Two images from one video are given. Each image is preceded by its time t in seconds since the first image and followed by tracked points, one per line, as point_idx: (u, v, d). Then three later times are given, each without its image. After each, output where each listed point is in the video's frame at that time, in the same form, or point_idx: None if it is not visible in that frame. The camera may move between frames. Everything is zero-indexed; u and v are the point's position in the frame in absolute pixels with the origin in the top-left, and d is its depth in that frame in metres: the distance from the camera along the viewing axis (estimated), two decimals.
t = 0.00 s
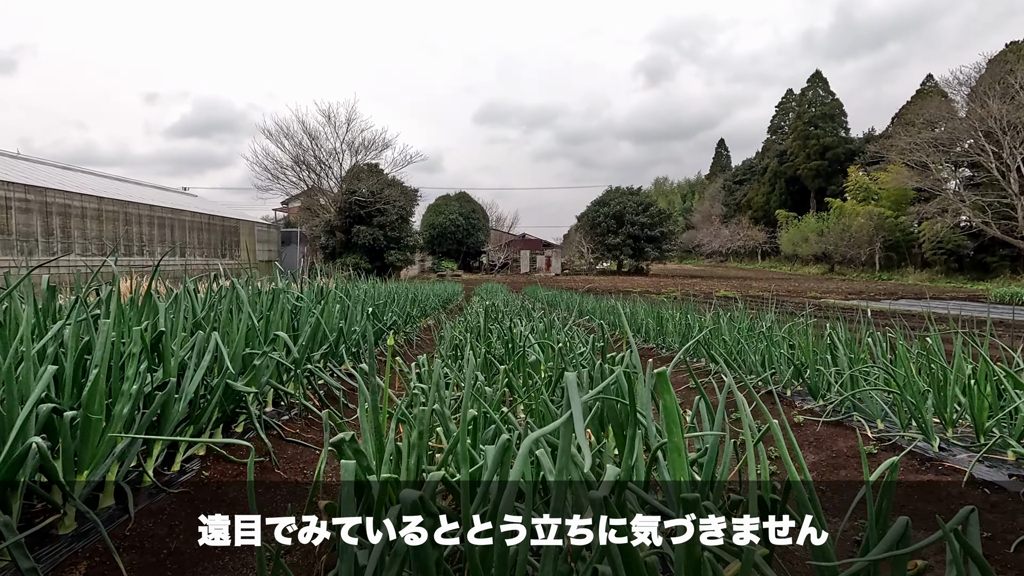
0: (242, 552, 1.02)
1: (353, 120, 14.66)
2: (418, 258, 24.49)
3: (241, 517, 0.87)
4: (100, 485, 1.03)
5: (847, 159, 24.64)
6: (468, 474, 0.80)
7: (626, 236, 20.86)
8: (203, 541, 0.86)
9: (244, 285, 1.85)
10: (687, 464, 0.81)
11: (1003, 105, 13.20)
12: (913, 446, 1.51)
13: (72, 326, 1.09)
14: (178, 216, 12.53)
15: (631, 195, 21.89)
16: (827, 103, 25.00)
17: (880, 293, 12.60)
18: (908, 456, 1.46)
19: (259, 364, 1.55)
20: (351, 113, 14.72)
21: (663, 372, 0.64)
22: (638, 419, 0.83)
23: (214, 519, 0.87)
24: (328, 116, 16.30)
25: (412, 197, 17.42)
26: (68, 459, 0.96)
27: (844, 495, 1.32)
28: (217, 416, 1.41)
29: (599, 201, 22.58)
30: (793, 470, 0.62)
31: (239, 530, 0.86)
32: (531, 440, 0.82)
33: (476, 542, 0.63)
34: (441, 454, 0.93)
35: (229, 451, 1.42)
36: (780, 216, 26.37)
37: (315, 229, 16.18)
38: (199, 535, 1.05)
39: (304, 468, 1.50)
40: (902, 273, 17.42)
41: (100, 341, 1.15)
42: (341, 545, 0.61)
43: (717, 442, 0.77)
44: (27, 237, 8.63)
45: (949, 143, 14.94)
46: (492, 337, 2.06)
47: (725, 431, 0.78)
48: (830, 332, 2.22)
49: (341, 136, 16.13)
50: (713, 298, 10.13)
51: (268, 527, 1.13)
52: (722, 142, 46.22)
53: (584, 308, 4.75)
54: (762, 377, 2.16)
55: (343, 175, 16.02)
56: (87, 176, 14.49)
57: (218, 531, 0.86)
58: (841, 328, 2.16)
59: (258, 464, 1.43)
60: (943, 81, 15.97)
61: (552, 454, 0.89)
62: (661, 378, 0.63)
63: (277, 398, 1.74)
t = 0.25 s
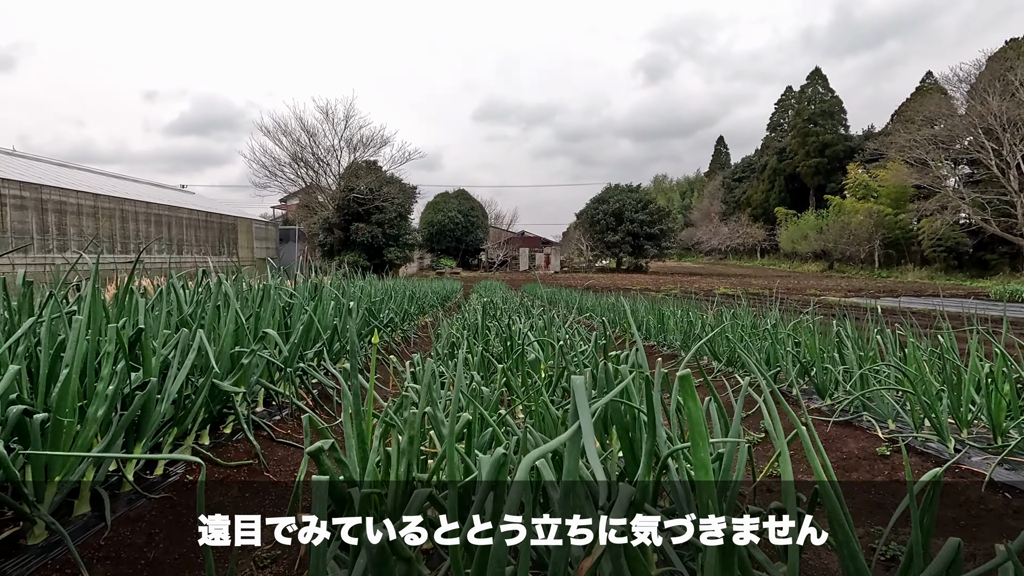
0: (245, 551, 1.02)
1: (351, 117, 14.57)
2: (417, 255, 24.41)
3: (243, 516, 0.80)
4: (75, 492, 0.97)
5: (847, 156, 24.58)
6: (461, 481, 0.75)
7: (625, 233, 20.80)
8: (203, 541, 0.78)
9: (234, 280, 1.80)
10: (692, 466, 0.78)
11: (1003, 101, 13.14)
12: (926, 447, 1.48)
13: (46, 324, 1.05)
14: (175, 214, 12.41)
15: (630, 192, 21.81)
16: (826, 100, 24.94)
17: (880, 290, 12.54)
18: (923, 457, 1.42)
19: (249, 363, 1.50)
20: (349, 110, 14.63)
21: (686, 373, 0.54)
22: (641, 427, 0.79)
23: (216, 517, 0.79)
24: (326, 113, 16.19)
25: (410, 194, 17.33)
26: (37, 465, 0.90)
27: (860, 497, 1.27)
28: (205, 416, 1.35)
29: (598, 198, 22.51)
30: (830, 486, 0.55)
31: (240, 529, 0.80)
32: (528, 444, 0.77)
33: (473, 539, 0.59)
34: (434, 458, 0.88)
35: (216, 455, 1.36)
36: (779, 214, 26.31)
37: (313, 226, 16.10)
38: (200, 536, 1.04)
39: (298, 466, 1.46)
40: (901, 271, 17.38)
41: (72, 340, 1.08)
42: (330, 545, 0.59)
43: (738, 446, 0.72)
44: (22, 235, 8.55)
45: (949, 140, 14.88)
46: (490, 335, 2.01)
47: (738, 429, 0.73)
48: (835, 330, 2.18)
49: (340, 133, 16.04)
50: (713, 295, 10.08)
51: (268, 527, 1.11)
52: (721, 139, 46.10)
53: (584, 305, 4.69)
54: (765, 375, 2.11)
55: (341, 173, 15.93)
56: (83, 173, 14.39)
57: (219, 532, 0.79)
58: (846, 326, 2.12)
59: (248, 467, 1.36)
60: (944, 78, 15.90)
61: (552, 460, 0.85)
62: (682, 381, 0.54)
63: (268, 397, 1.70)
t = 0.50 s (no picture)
0: (247, 548, 1.03)
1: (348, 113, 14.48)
2: (415, 253, 24.32)
3: (243, 516, 0.73)
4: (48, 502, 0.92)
5: (846, 154, 24.54)
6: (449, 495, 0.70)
7: (624, 231, 20.74)
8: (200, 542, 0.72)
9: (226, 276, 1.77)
10: (698, 475, 0.74)
11: (1002, 99, 13.07)
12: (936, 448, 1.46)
13: (18, 322, 1.00)
14: (172, 211, 12.29)
15: (629, 189, 21.73)
16: (825, 97, 24.88)
17: (879, 288, 12.50)
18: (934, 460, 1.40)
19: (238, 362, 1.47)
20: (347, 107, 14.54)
21: (712, 385, 0.47)
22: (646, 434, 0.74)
23: (214, 516, 0.73)
24: (323, 109, 16.08)
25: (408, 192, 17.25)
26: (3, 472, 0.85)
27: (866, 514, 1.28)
28: (191, 417, 1.30)
29: (597, 195, 22.44)
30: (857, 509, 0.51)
31: (239, 530, 0.72)
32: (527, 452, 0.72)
33: (471, 542, 0.54)
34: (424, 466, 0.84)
35: (200, 457, 1.31)
36: (778, 211, 26.27)
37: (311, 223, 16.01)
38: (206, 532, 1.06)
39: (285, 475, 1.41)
40: (900, 268, 17.35)
41: (46, 340, 1.02)
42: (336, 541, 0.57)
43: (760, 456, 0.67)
44: (16, 232, 8.46)
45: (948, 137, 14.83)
46: (487, 334, 1.97)
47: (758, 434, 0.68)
48: (838, 328, 2.14)
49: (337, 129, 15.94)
50: (712, 293, 10.03)
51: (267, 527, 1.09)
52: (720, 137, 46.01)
53: (583, 303, 4.65)
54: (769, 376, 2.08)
55: (339, 170, 15.84)
56: (79, 170, 14.26)
57: (218, 533, 0.73)
58: (848, 325, 2.08)
59: (234, 471, 1.30)
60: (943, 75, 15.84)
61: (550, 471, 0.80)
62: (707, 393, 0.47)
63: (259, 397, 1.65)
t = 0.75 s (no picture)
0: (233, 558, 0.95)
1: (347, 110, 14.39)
2: (414, 250, 24.24)
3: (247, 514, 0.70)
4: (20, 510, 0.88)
5: (845, 151, 24.47)
6: (443, 508, 0.65)
7: (623, 228, 20.69)
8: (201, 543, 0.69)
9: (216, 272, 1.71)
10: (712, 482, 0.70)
11: (1002, 96, 13.02)
12: (950, 450, 1.43)
13: None
14: (170, 208, 12.20)
15: (629, 186, 21.66)
16: (824, 94, 24.81)
17: (879, 285, 12.46)
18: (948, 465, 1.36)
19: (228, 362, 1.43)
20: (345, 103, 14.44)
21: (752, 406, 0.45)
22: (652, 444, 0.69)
23: (214, 517, 0.70)
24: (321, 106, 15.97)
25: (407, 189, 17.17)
26: None
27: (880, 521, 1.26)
28: (177, 420, 1.26)
29: (596, 193, 22.36)
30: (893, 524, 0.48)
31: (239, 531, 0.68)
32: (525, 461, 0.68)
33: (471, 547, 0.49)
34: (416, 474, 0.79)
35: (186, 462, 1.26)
36: (778, 208, 26.22)
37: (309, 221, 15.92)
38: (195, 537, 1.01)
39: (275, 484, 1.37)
40: (900, 265, 17.32)
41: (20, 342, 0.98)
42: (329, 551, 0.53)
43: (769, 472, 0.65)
44: (12, 229, 8.39)
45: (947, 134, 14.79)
46: (485, 333, 1.93)
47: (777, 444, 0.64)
48: (840, 328, 2.11)
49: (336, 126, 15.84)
50: (711, 290, 9.99)
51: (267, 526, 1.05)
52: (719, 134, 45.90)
53: (583, 300, 4.60)
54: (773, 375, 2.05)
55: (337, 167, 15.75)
56: (75, 167, 14.15)
57: (218, 532, 0.69)
58: (851, 325, 2.05)
59: (223, 476, 1.25)
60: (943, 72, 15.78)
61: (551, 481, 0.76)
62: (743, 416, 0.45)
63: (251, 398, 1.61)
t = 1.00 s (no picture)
0: None
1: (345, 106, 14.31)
2: (414, 248, 24.16)
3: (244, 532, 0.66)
4: None
5: (845, 148, 24.42)
6: (439, 525, 0.61)
7: (623, 226, 20.64)
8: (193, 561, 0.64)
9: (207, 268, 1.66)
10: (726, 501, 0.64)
11: (1002, 92, 12.99)
12: (966, 454, 1.47)
13: None
14: (168, 205, 12.10)
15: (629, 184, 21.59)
16: (824, 91, 24.75)
17: (880, 283, 12.42)
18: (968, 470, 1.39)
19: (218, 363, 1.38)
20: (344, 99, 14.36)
21: (827, 438, 0.33)
22: (664, 458, 0.64)
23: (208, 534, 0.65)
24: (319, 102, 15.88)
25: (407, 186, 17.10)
26: None
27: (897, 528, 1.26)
28: (164, 423, 1.22)
29: (596, 190, 22.30)
30: (959, 561, 0.42)
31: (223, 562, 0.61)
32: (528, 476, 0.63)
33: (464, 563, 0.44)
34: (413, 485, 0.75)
35: (175, 466, 1.21)
36: (778, 206, 26.14)
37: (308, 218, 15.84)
38: (177, 546, 0.97)
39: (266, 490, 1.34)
40: (900, 263, 17.28)
41: None
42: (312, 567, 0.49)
43: (803, 495, 0.55)
44: (9, 226, 8.33)
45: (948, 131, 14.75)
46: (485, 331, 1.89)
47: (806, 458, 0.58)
48: (846, 327, 2.07)
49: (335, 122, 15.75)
50: (711, 288, 9.97)
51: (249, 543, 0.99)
52: (718, 131, 45.82)
53: (585, 298, 4.55)
54: (779, 374, 2.01)
55: (336, 164, 15.66)
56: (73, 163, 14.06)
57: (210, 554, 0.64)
58: (860, 322, 2.01)
59: (212, 480, 1.20)
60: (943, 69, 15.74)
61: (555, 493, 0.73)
62: (816, 450, 0.33)
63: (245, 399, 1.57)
